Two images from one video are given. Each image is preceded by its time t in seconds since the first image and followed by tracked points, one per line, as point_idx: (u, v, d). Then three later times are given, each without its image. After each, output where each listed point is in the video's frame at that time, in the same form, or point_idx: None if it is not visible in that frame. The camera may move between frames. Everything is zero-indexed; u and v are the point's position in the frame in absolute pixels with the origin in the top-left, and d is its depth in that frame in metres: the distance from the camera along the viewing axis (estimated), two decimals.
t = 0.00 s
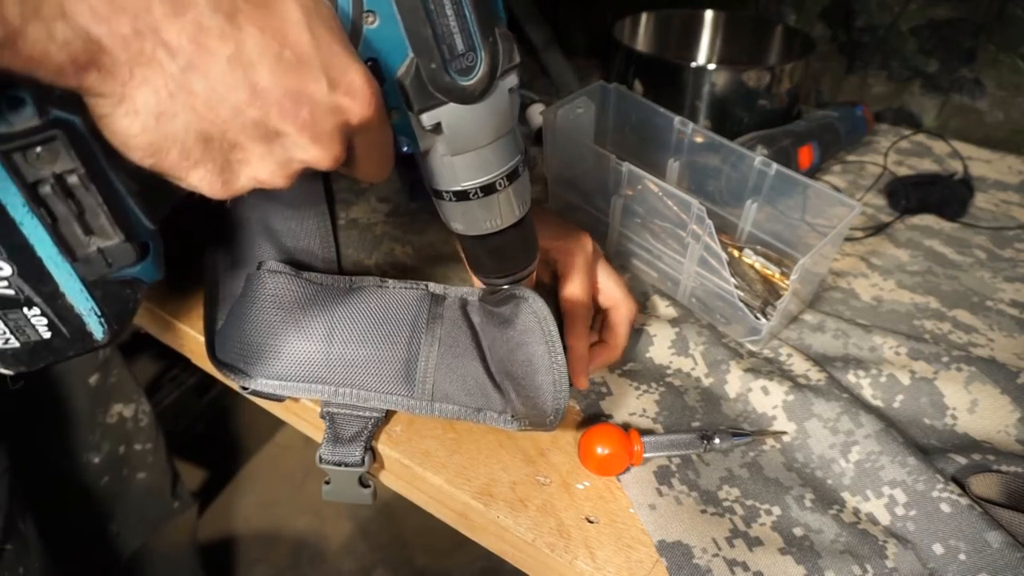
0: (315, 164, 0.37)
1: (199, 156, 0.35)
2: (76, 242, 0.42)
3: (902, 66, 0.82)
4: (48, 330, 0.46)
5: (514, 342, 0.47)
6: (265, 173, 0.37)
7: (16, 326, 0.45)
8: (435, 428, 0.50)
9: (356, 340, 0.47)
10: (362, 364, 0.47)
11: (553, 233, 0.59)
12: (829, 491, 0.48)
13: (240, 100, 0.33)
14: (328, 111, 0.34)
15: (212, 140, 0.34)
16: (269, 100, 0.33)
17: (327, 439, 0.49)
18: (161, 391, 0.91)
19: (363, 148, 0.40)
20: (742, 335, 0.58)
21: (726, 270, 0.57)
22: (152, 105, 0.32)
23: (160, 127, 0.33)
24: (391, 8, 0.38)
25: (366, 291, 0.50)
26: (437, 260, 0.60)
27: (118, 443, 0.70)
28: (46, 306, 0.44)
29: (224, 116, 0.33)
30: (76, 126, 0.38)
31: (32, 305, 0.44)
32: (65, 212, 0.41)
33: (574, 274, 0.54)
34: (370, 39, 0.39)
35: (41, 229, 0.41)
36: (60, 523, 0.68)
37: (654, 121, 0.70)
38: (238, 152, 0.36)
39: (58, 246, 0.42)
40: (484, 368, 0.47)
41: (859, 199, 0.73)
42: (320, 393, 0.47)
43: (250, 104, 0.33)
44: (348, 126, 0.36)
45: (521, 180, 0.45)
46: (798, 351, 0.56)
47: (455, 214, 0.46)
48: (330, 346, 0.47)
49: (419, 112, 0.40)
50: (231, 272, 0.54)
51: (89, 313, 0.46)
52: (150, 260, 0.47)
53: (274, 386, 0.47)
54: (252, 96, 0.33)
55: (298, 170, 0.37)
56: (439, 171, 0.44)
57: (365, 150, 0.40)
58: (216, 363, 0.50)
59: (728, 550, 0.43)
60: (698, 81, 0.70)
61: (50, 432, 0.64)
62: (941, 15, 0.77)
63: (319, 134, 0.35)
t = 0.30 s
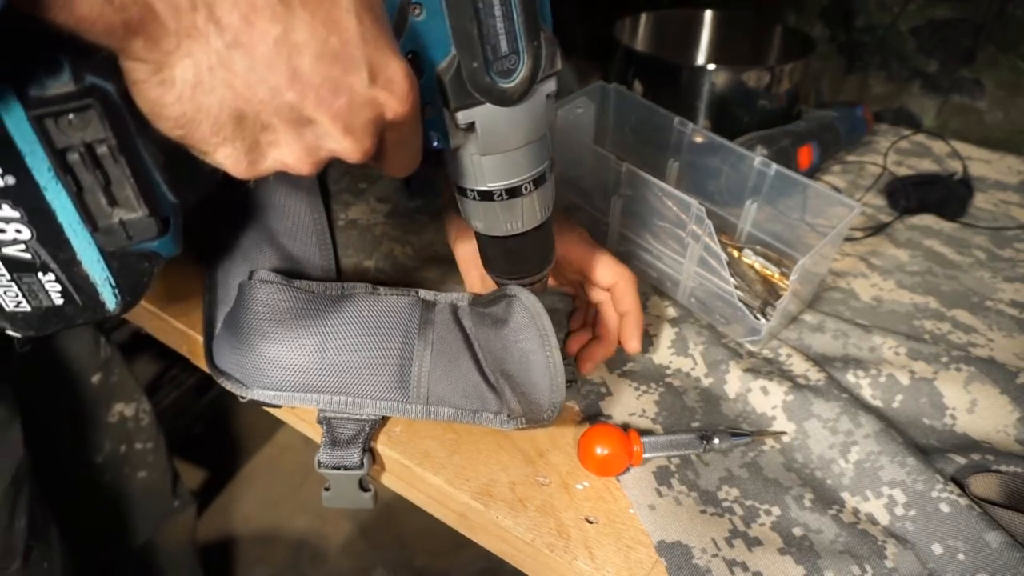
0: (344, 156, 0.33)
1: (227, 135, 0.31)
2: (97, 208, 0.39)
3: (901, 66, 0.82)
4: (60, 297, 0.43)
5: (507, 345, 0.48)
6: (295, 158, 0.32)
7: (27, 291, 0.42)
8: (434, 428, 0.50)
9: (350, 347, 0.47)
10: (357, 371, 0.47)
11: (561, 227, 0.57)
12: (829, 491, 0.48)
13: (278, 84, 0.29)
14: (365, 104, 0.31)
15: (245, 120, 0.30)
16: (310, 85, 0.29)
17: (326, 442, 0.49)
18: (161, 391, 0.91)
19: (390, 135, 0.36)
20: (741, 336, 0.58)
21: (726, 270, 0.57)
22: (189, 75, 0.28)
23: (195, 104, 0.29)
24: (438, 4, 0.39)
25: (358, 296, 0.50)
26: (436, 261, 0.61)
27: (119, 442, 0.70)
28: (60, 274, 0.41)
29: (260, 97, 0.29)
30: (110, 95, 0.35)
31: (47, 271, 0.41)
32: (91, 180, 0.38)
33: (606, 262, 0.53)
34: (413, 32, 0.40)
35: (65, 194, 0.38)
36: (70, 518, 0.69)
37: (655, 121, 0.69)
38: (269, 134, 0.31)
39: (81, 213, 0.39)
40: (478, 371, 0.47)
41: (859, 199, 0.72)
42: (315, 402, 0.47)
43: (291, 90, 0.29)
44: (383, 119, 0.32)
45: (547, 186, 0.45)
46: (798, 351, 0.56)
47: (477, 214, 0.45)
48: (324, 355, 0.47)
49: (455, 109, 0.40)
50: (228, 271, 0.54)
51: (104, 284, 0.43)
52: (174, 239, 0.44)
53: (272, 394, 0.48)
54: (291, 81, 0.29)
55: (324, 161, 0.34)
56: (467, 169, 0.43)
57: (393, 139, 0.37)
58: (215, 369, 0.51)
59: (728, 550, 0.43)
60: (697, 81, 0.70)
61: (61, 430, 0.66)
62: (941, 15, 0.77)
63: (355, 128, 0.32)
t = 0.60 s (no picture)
0: (361, 143, 0.34)
1: (249, 113, 0.31)
2: (115, 172, 0.38)
3: (901, 66, 0.82)
4: (74, 257, 0.43)
5: (501, 338, 0.48)
6: (313, 142, 0.32)
7: (44, 249, 0.43)
8: (434, 430, 0.50)
9: (352, 347, 0.48)
10: (359, 371, 0.47)
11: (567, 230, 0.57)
12: (829, 492, 0.48)
13: (302, 67, 0.29)
14: (385, 93, 0.32)
15: (269, 101, 0.30)
16: (335, 71, 0.30)
17: (325, 446, 0.48)
18: (161, 391, 0.91)
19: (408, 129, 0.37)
20: (742, 336, 0.57)
21: (726, 271, 0.57)
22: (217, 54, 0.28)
23: (219, 81, 0.29)
24: None
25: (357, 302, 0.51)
26: (436, 262, 0.60)
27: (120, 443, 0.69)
28: (76, 234, 0.42)
29: (283, 79, 0.30)
30: (141, 61, 0.34)
31: (63, 229, 0.42)
32: (113, 144, 0.37)
33: (604, 268, 0.55)
34: (440, 23, 0.40)
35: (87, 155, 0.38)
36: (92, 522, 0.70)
37: (656, 120, 0.69)
38: (290, 116, 0.31)
39: (101, 176, 0.38)
40: (475, 373, 0.49)
41: (858, 199, 0.71)
42: (317, 402, 0.47)
43: (316, 74, 0.30)
44: (401, 110, 0.33)
45: (560, 186, 0.44)
46: (798, 352, 0.56)
47: (487, 210, 0.45)
48: (327, 354, 0.47)
49: (473, 102, 0.40)
50: (226, 273, 0.54)
51: (118, 246, 0.43)
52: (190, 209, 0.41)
53: (272, 395, 0.47)
54: (317, 64, 0.29)
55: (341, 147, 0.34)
56: (482, 164, 0.43)
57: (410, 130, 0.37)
58: (212, 372, 0.50)
59: (728, 551, 0.43)
60: (698, 81, 0.70)
61: (74, 433, 0.67)
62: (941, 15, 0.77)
63: (375, 117, 0.32)
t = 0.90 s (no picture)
0: (369, 146, 0.36)
1: (265, 112, 0.33)
2: (131, 164, 0.37)
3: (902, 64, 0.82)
4: (86, 246, 0.42)
5: (503, 339, 0.49)
6: (324, 145, 0.36)
7: (57, 237, 0.41)
8: (434, 431, 0.50)
9: (355, 346, 0.48)
10: (362, 370, 0.47)
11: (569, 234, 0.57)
12: (828, 493, 0.48)
13: (321, 72, 0.32)
14: (398, 97, 0.35)
15: (285, 101, 0.33)
16: (350, 74, 0.33)
17: (326, 446, 0.49)
18: (161, 392, 0.91)
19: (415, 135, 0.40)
20: (741, 337, 0.57)
21: (726, 272, 0.57)
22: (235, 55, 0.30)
23: (238, 81, 0.32)
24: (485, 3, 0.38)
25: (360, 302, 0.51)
26: (436, 264, 0.61)
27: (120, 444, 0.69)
28: (90, 223, 0.41)
29: (300, 82, 0.32)
30: (159, 57, 0.33)
31: (77, 219, 0.40)
32: (130, 137, 0.36)
33: (607, 275, 0.55)
34: (458, 26, 0.40)
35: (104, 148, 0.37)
36: (103, 516, 0.72)
37: (656, 121, 0.69)
38: (303, 117, 0.34)
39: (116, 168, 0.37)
40: (477, 374, 0.49)
41: (859, 200, 0.71)
42: (317, 400, 0.47)
43: (332, 78, 0.33)
44: (412, 114, 0.36)
45: (570, 193, 0.45)
46: (798, 353, 0.56)
47: (494, 212, 0.45)
48: (330, 353, 0.47)
49: (487, 107, 0.40)
50: (227, 272, 0.55)
51: (129, 237, 0.42)
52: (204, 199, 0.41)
53: (274, 393, 0.47)
54: (334, 68, 0.32)
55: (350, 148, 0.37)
56: (492, 167, 0.43)
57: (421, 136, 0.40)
58: (213, 369, 0.50)
59: (728, 551, 0.44)
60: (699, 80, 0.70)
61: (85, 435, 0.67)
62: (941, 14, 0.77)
63: (387, 122, 0.35)
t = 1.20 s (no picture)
0: (372, 142, 0.37)
1: (270, 107, 0.34)
2: (137, 157, 0.36)
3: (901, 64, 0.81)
4: (91, 238, 0.40)
5: (505, 338, 0.49)
6: (326, 139, 0.36)
7: (61, 229, 0.40)
8: (434, 432, 0.50)
9: (356, 344, 0.48)
10: (362, 367, 0.47)
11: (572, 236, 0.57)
12: (828, 494, 0.48)
13: (325, 69, 0.33)
14: (402, 94, 0.35)
15: (288, 96, 0.34)
16: (354, 71, 0.33)
17: (324, 446, 0.49)
18: (161, 392, 0.92)
19: (421, 130, 0.40)
20: (741, 338, 0.57)
21: (726, 272, 0.57)
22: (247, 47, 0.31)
23: (243, 76, 0.32)
24: None
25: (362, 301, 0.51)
26: (436, 263, 0.61)
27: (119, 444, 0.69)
28: (95, 216, 0.39)
29: (305, 79, 0.33)
30: (168, 49, 0.32)
31: (81, 211, 0.39)
32: (136, 129, 0.35)
33: (605, 277, 0.55)
34: (462, 23, 0.40)
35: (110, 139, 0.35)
36: (103, 516, 0.72)
37: (655, 122, 0.69)
38: (307, 112, 0.35)
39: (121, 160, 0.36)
40: (477, 373, 0.49)
41: (859, 200, 0.71)
42: (317, 397, 0.47)
43: (336, 73, 0.33)
44: (416, 112, 0.37)
45: (571, 191, 0.44)
46: (798, 353, 0.56)
47: (496, 211, 0.45)
48: (331, 349, 0.47)
49: (489, 104, 0.40)
50: (227, 271, 0.55)
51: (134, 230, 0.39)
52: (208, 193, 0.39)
53: (273, 389, 0.47)
54: (337, 66, 0.33)
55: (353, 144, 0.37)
56: (494, 165, 0.43)
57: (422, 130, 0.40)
58: (212, 365, 0.50)
59: (728, 552, 0.44)
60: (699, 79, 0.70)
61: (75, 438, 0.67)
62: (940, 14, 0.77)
63: (391, 118, 0.36)
